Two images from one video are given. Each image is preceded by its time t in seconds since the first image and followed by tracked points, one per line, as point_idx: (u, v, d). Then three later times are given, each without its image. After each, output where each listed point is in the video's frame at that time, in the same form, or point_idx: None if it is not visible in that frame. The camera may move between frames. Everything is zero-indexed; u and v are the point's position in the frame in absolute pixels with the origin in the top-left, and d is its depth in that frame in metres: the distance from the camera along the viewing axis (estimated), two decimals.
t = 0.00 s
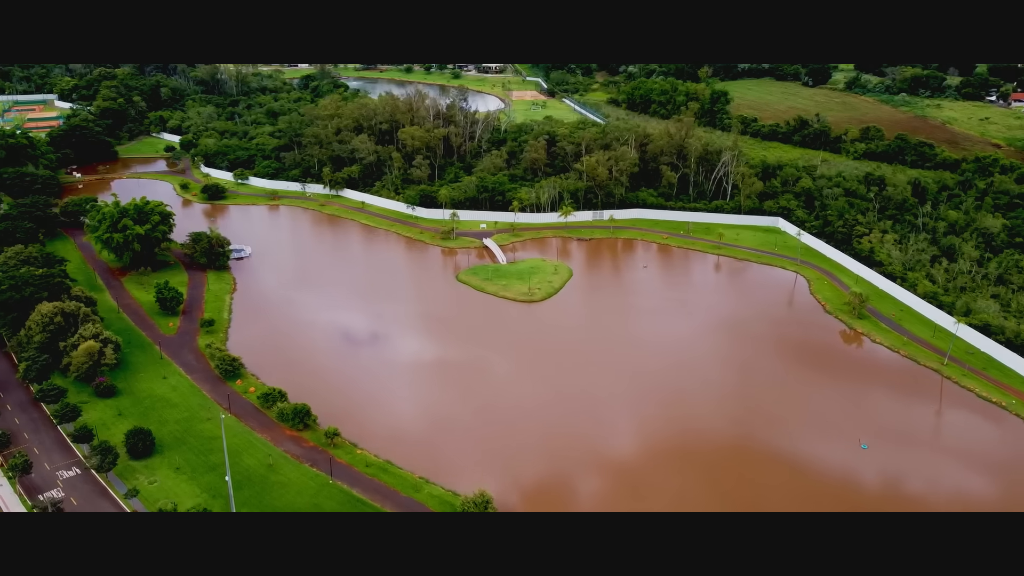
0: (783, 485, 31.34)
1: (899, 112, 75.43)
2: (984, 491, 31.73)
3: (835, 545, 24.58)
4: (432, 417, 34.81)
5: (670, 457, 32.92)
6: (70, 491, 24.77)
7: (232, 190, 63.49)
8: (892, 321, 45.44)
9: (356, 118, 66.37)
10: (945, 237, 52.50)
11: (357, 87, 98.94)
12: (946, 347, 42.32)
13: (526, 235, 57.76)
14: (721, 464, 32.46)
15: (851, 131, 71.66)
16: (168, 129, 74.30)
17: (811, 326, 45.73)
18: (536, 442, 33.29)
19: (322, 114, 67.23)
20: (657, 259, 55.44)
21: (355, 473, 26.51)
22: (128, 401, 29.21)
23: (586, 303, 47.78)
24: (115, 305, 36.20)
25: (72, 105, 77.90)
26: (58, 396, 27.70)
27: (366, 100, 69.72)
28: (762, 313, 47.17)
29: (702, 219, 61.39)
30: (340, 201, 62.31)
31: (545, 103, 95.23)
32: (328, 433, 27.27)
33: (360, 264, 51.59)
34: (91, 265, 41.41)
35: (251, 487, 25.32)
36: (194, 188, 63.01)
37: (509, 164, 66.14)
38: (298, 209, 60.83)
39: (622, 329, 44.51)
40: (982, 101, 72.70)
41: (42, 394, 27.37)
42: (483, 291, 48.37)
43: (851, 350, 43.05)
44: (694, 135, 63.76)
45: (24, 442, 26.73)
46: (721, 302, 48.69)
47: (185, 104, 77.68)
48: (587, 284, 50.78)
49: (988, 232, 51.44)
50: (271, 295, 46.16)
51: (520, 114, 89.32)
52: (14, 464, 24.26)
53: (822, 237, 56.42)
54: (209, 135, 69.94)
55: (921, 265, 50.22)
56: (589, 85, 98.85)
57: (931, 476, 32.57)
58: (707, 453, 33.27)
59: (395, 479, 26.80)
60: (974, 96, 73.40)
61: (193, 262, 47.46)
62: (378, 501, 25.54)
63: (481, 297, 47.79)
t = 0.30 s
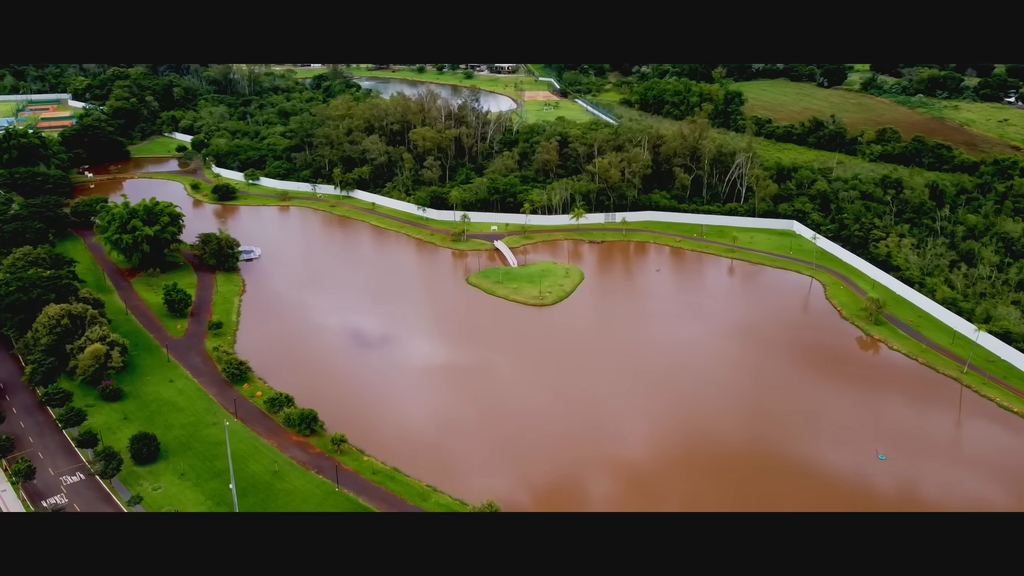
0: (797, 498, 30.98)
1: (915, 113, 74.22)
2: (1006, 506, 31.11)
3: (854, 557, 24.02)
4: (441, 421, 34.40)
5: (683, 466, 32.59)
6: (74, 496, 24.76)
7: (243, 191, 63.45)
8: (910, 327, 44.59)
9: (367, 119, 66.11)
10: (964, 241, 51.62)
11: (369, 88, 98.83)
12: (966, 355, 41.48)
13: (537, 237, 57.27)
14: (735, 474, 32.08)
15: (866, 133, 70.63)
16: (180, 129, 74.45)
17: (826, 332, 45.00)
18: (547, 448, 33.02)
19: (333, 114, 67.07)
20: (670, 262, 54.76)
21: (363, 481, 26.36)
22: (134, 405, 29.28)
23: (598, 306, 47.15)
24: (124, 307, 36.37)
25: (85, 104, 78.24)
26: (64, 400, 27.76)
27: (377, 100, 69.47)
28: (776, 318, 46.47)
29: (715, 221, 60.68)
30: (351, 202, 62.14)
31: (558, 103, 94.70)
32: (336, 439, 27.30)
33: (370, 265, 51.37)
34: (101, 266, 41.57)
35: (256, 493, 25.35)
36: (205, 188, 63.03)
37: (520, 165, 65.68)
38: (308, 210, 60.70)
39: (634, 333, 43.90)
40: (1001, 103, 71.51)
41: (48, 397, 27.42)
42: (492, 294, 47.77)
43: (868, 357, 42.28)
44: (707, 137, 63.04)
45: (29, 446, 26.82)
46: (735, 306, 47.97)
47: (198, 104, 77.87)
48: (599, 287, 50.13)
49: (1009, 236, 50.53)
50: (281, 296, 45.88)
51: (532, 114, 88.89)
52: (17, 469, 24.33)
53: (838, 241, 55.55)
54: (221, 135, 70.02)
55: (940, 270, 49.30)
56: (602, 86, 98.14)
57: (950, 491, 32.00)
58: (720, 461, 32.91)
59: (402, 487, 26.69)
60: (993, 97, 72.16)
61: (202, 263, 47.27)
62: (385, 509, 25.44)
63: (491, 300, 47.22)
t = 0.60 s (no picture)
0: (812, 505, 30.44)
1: (933, 114, 73.10)
2: None
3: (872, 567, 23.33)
4: (450, 424, 34.03)
5: (696, 471, 32.11)
6: (77, 502, 24.95)
7: (254, 191, 63.43)
8: (929, 334, 43.70)
9: (379, 119, 65.89)
10: (984, 246, 50.68)
11: (381, 88, 98.62)
12: (985, 363, 40.62)
13: (549, 240, 56.73)
14: (748, 479, 31.61)
15: (883, 134, 69.60)
16: (193, 128, 74.62)
17: (843, 338, 44.17)
18: (558, 450, 32.70)
19: (345, 115, 66.91)
20: (683, 266, 54.03)
21: (370, 489, 26.47)
22: (139, 409, 29.50)
23: (609, 310, 46.56)
24: (132, 309, 36.70)
25: (98, 104, 78.61)
26: (70, 403, 28.12)
27: (388, 100, 69.20)
28: (791, 324, 45.70)
29: (729, 224, 59.91)
30: (362, 203, 61.95)
31: (571, 104, 94.05)
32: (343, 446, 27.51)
33: (380, 266, 51.10)
34: (111, 267, 41.98)
35: (263, 500, 25.54)
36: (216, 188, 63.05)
37: (532, 166, 65.17)
38: (319, 211, 60.55)
39: (647, 337, 43.28)
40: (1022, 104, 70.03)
41: (53, 401, 27.78)
42: (503, 297, 47.24)
43: (885, 363, 41.50)
44: (722, 138, 62.29)
45: (34, 450, 27.10)
46: (748, 311, 47.24)
47: (210, 104, 78.03)
48: (611, 291, 49.49)
49: None
50: (290, 298, 45.60)
51: (545, 115, 88.35)
52: (21, 474, 24.58)
53: (855, 245, 54.64)
54: (233, 135, 70.09)
55: (960, 275, 48.32)
56: (615, 86, 97.34)
57: (970, 500, 31.34)
58: (733, 466, 32.43)
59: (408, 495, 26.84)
60: (1013, 99, 70.76)
61: (212, 265, 47.03)
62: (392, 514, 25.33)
63: (502, 304, 46.62)
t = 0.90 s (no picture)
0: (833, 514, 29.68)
1: (953, 116, 72.03)
2: None
3: None
4: (462, 428, 33.50)
5: (712, 477, 31.51)
6: (82, 508, 25.16)
7: (266, 192, 63.43)
8: (949, 342, 42.79)
9: (391, 120, 65.65)
10: (1005, 251, 49.69)
11: (394, 87, 98.40)
12: (1007, 372, 39.73)
13: (562, 242, 56.19)
14: (763, 486, 31.05)
15: (902, 136, 68.52)
16: (206, 128, 74.82)
17: (860, 344, 43.34)
18: (571, 453, 32.19)
19: (358, 115, 66.75)
20: (697, 270, 53.30)
21: (376, 497, 26.87)
22: (146, 413, 29.82)
23: (622, 314, 46.00)
24: (142, 311, 37.18)
25: (113, 103, 79.02)
26: (76, 407, 28.40)
27: (401, 100, 68.91)
28: (807, 329, 44.93)
29: (744, 227, 59.12)
30: (374, 204, 61.77)
31: (585, 105, 93.37)
32: (351, 453, 27.78)
33: (391, 268, 50.90)
34: (122, 267, 42.37)
35: (269, 506, 25.78)
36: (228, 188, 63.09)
37: (546, 168, 64.61)
38: (331, 212, 60.41)
39: (660, 341, 42.68)
40: None
41: (60, 405, 28.02)
42: (514, 301, 46.73)
43: (904, 371, 40.65)
44: (737, 140, 61.52)
45: (40, 454, 27.33)
46: (763, 315, 46.53)
47: (224, 104, 78.23)
48: (624, 294, 48.89)
49: None
50: (301, 300, 45.30)
51: (559, 115, 87.75)
52: (26, 479, 24.75)
53: (873, 249, 53.71)
54: (246, 135, 70.20)
55: (981, 282, 47.30)
56: (630, 86, 96.49)
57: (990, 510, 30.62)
58: (751, 474, 31.74)
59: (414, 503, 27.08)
60: None
61: (222, 265, 46.87)
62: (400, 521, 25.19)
63: (515, 308, 45.98)
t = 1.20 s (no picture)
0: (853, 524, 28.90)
1: (974, 117, 71.05)
2: None
3: None
4: (474, 435, 32.82)
5: (729, 485, 30.77)
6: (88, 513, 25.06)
7: (281, 192, 63.41)
8: (972, 350, 41.70)
9: (406, 120, 65.36)
10: None
11: (410, 88, 98.38)
12: None
13: (577, 244, 55.58)
14: (781, 495, 30.30)
15: (922, 138, 67.43)
16: (222, 128, 75.02)
17: (880, 351, 42.34)
18: (586, 462, 31.41)
19: (373, 115, 66.56)
20: (713, 274, 52.46)
21: (384, 505, 26.55)
22: (156, 416, 29.79)
23: (637, 318, 45.26)
24: (153, 312, 37.26)
25: (130, 102, 79.45)
26: (85, 410, 28.29)
27: (416, 101, 68.59)
28: (826, 335, 43.96)
29: (762, 231, 58.18)
30: (388, 205, 61.56)
31: (601, 105, 92.71)
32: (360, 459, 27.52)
33: (404, 269, 50.53)
34: (135, 268, 42.50)
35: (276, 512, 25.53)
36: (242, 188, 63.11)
37: (561, 169, 64.04)
38: (345, 213, 60.24)
39: (675, 346, 41.93)
40: None
41: (68, 408, 28.07)
42: (528, 304, 46.14)
43: (926, 380, 39.61)
44: (755, 142, 60.65)
45: (47, 457, 27.31)
46: (781, 320, 45.63)
47: (240, 104, 78.44)
48: (639, 298, 48.17)
49: None
50: (313, 301, 44.93)
51: (575, 116, 87.17)
52: (33, 484, 24.72)
53: (894, 253, 52.62)
54: (261, 135, 70.29)
55: (1005, 288, 46.10)
56: (646, 87, 95.57)
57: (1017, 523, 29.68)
58: (770, 485, 30.90)
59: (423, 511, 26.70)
60: None
61: (235, 266, 46.74)
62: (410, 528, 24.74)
63: (528, 311, 45.35)
